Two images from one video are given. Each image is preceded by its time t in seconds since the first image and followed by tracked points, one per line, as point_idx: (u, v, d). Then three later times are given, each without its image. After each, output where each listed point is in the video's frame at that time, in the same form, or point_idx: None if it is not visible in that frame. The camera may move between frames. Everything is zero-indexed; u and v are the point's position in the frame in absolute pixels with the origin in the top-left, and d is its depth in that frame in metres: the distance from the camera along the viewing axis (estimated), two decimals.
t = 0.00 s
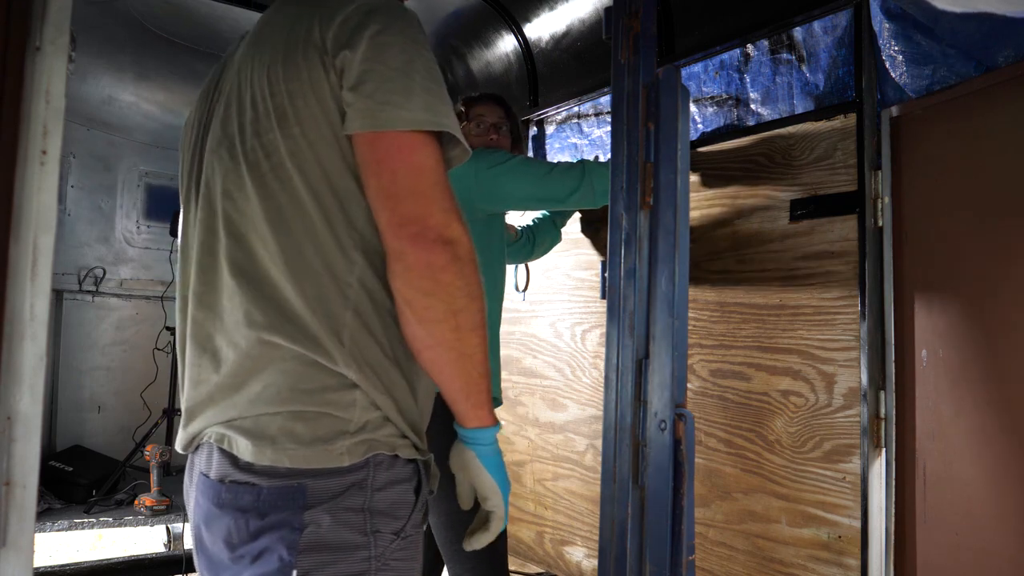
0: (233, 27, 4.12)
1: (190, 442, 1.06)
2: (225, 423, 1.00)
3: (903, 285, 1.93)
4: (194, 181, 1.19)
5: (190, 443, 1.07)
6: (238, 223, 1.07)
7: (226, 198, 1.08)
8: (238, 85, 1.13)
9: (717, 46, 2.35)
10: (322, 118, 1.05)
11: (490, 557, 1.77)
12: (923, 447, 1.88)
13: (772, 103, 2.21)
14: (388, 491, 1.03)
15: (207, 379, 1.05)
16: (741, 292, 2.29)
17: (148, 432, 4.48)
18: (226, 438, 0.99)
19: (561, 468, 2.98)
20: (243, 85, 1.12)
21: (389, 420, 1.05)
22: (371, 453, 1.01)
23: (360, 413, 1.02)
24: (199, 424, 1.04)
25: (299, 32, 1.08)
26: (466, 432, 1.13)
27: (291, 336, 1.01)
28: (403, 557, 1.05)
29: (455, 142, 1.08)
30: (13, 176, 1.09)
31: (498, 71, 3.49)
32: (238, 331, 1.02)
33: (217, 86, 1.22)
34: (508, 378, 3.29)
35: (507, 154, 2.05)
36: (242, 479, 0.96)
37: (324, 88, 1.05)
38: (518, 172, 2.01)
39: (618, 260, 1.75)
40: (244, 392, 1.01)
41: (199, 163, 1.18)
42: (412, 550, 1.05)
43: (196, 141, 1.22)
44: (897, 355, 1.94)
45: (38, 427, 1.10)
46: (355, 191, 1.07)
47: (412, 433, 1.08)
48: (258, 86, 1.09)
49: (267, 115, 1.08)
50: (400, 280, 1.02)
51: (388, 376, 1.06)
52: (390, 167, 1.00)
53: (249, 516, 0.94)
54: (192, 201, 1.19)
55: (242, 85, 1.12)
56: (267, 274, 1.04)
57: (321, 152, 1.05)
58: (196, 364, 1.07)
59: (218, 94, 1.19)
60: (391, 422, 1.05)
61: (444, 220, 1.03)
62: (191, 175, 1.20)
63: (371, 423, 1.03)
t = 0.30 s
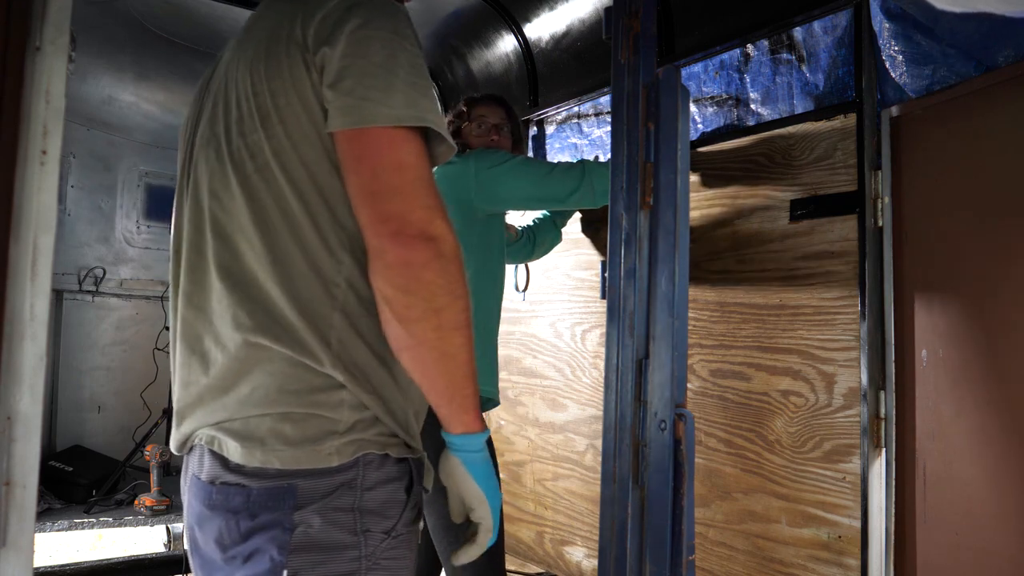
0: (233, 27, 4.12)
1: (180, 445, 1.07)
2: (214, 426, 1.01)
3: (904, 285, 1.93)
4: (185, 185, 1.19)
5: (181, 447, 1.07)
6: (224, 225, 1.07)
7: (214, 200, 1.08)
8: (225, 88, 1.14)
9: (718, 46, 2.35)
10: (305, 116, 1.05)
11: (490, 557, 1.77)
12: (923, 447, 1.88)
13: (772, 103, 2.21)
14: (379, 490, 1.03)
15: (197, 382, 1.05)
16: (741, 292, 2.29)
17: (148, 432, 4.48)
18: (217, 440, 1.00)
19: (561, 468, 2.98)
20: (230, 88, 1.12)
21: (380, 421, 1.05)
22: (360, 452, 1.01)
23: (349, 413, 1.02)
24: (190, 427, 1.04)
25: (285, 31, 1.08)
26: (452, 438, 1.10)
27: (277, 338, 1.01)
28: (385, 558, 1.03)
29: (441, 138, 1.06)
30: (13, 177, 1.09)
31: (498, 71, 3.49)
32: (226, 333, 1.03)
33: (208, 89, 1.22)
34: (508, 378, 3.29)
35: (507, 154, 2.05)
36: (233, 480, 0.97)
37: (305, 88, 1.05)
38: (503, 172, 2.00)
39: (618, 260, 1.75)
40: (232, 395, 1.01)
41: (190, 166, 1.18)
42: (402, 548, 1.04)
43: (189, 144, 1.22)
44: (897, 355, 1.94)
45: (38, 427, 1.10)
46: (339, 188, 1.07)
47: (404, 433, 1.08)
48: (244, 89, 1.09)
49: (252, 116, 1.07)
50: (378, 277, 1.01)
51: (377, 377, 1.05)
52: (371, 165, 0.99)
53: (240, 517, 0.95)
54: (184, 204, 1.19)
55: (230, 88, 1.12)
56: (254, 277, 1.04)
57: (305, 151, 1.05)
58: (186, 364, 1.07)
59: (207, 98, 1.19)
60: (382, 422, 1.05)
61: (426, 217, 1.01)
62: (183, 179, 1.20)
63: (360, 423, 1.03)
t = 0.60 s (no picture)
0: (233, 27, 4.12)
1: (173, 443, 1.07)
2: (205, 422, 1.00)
3: (903, 285, 1.93)
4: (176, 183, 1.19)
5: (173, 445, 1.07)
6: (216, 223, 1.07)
7: (205, 198, 1.08)
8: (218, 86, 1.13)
9: (718, 46, 2.35)
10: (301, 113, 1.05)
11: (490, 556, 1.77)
12: (923, 447, 1.88)
13: (772, 103, 2.21)
14: (382, 479, 1.03)
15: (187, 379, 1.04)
16: (741, 292, 2.29)
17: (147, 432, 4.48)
18: (209, 437, 0.99)
19: (561, 468, 2.98)
20: (223, 86, 1.12)
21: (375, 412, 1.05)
22: (358, 442, 1.02)
23: (342, 404, 1.02)
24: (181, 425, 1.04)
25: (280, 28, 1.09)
26: (440, 442, 1.08)
27: (269, 334, 1.00)
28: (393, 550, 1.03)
29: (433, 142, 1.08)
30: (13, 177, 1.09)
31: (498, 71, 3.49)
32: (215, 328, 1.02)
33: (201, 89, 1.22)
34: (508, 378, 3.29)
35: (507, 153, 2.04)
36: (231, 477, 0.97)
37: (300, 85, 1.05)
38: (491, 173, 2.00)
39: (618, 260, 1.75)
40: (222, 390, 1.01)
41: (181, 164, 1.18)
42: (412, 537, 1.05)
43: (180, 143, 1.22)
44: (897, 355, 1.94)
45: (39, 427, 1.10)
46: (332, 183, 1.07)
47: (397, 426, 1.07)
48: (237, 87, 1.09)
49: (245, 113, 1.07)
50: (364, 275, 1.00)
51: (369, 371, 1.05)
52: (363, 162, 0.99)
53: (240, 515, 0.95)
54: (175, 202, 1.18)
55: (223, 87, 1.12)
56: (244, 273, 1.04)
57: (297, 146, 1.05)
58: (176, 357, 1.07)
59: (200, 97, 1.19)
60: (376, 413, 1.05)
61: (414, 215, 1.01)
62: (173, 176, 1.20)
63: (354, 413, 1.03)
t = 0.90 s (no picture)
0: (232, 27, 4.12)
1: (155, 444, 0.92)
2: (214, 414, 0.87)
3: (903, 285, 1.93)
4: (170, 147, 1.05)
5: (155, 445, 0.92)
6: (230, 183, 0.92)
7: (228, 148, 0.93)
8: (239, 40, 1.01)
9: (718, 46, 2.35)
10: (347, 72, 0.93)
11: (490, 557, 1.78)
12: (923, 447, 1.88)
13: (773, 103, 2.21)
14: (410, 478, 0.95)
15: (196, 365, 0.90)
16: (741, 292, 2.29)
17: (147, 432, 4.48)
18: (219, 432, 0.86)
19: (561, 468, 2.98)
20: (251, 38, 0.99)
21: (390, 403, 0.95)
22: (385, 439, 0.92)
23: (367, 396, 0.91)
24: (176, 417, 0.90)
25: None
26: (464, 444, 1.01)
27: (292, 313, 0.88)
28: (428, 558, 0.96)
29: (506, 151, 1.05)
30: (13, 177, 1.09)
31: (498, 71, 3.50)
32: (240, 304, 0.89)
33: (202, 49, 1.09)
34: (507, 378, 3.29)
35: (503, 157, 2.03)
36: (243, 481, 0.84)
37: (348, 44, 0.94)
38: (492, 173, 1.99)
39: (618, 260, 1.75)
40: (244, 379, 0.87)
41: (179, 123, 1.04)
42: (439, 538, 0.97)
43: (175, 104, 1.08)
44: (897, 355, 1.94)
45: (39, 427, 1.10)
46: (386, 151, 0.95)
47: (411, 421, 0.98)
48: (270, 40, 0.97)
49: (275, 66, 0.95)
50: (443, 281, 0.96)
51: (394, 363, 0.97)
52: (449, 161, 0.95)
53: (264, 525, 0.83)
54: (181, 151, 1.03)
55: (248, 41, 0.99)
56: (261, 240, 0.90)
57: (354, 109, 0.93)
58: (174, 353, 0.91)
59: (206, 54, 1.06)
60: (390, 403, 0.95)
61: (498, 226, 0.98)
62: (168, 139, 1.06)
63: (376, 406, 0.93)
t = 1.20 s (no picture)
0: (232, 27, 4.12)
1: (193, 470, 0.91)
2: (269, 424, 0.88)
3: (903, 286, 1.93)
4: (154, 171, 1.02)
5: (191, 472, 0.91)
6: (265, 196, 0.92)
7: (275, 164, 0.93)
8: (226, 57, 0.99)
9: (718, 46, 2.35)
10: (371, 86, 0.97)
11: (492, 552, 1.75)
12: (923, 447, 1.88)
13: (773, 103, 2.21)
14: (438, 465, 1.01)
15: (240, 382, 0.90)
16: (741, 292, 2.29)
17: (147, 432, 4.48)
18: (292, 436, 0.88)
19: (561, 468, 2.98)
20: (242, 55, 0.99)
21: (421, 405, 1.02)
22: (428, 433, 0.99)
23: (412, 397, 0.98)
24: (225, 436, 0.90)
25: (313, 19, 1.01)
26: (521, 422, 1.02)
27: (358, 323, 0.93)
28: None
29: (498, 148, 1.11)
30: (13, 177, 1.09)
31: (498, 71, 3.50)
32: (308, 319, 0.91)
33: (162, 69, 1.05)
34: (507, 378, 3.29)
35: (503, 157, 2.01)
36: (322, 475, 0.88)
37: (365, 59, 0.98)
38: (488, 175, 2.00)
39: (618, 259, 1.76)
40: (310, 382, 0.90)
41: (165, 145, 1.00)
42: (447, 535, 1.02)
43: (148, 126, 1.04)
44: (897, 355, 1.94)
45: (39, 427, 1.10)
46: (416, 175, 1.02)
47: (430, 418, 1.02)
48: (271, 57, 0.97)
49: (284, 79, 0.95)
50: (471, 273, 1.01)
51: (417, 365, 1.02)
52: (449, 170, 1.01)
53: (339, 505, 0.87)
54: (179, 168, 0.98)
55: (242, 58, 0.98)
56: (323, 252, 0.92)
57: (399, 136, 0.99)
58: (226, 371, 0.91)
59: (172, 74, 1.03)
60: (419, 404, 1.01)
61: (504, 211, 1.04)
62: (158, 163, 1.01)
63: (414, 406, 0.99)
